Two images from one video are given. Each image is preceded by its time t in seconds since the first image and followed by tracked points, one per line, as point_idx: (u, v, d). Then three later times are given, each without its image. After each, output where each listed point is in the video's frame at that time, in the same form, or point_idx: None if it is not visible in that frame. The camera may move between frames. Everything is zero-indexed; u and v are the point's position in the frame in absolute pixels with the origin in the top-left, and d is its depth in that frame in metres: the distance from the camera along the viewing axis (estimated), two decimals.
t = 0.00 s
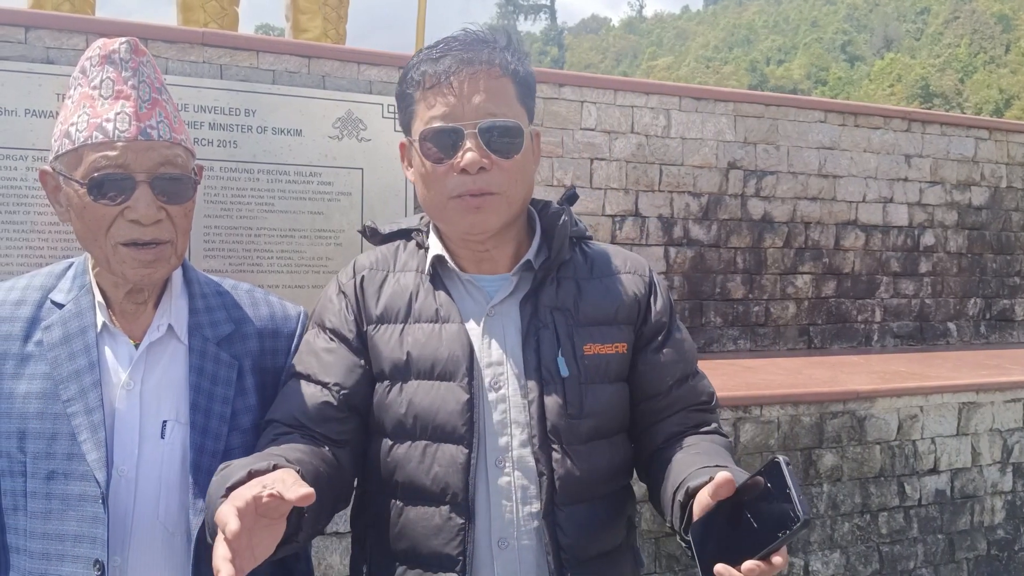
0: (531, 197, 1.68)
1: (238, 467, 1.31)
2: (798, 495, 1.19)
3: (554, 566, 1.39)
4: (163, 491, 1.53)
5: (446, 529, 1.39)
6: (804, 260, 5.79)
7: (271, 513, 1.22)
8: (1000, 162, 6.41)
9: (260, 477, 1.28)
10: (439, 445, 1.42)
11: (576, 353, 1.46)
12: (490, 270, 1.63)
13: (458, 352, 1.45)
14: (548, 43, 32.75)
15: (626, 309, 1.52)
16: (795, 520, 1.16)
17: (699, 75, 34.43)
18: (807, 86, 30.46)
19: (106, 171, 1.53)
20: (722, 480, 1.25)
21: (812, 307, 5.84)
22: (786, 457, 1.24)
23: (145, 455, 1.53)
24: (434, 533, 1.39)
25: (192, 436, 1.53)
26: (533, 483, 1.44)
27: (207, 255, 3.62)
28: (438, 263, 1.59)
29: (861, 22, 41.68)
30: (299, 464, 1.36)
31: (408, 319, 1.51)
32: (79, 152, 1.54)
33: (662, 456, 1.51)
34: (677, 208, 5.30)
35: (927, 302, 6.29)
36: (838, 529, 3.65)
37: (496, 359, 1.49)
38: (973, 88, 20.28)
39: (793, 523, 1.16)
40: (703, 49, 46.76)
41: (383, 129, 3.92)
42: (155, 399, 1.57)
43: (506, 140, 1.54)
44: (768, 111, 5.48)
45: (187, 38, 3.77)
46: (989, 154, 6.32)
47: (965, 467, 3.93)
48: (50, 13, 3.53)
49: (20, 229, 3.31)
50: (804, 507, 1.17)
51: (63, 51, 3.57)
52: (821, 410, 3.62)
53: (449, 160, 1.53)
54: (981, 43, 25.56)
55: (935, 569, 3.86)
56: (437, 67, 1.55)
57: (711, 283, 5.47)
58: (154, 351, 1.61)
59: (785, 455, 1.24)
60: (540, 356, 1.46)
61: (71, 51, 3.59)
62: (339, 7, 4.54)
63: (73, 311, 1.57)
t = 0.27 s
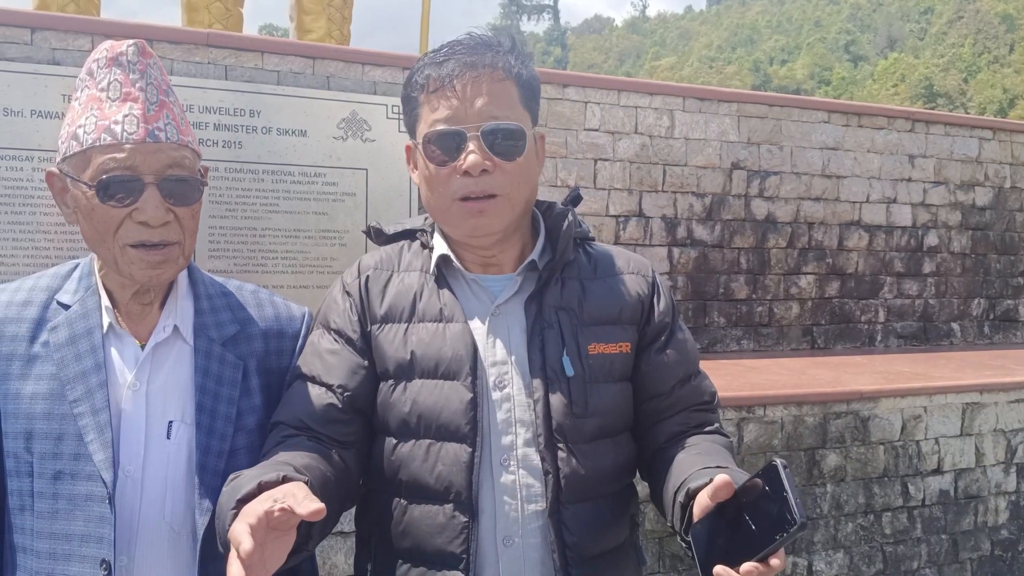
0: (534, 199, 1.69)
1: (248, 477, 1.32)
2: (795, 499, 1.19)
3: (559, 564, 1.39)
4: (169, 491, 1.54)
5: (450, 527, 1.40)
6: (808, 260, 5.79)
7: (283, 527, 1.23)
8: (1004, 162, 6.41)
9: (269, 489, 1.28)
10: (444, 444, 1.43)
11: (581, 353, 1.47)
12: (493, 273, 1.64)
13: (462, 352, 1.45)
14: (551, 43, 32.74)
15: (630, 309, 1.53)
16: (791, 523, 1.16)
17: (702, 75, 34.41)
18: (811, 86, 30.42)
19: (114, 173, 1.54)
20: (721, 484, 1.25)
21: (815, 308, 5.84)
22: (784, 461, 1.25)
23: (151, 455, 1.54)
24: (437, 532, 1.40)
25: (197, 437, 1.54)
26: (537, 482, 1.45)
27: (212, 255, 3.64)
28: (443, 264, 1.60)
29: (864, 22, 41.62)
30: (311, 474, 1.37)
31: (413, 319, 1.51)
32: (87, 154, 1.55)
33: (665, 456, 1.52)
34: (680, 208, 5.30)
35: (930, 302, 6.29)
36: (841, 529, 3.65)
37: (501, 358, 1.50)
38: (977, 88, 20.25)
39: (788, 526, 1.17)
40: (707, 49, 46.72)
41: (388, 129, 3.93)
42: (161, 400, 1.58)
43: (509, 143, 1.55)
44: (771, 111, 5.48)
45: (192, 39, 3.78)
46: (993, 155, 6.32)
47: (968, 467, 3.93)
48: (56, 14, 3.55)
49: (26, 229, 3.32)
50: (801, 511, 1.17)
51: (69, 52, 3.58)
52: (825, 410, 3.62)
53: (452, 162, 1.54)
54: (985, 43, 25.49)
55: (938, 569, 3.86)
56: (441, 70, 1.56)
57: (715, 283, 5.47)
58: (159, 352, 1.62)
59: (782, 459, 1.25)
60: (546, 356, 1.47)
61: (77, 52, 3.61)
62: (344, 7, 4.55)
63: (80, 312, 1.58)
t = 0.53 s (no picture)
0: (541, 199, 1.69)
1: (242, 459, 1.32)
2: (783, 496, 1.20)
3: (565, 560, 1.40)
4: (172, 489, 1.54)
5: (456, 523, 1.40)
6: (810, 260, 5.79)
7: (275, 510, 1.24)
8: (1007, 162, 6.40)
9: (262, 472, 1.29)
10: (450, 440, 1.43)
11: (586, 349, 1.48)
12: (500, 272, 1.64)
13: (469, 349, 1.46)
14: (554, 43, 32.72)
15: (636, 305, 1.54)
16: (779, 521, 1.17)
17: (705, 75, 34.41)
18: (813, 86, 30.39)
19: (117, 173, 1.55)
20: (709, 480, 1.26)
21: (818, 307, 5.84)
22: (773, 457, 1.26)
23: (154, 454, 1.55)
24: (443, 527, 1.41)
25: (200, 435, 1.55)
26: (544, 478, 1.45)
27: (214, 255, 3.65)
28: (450, 261, 1.61)
29: (867, 22, 41.55)
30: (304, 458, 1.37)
31: (421, 316, 1.52)
32: (89, 154, 1.56)
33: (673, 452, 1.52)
34: (683, 207, 5.30)
35: (933, 302, 6.29)
36: (843, 529, 3.65)
37: (507, 355, 1.50)
38: (980, 87, 20.21)
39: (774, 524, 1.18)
40: (709, 49, 46.69)
41: (390, 129, 3.94)
42: (164, 399, 1.59)
43: (517, 142, 1.55)
44: (774, 111, 5.48)
45: (195, 39, 3.79)
46: (996, 154, 6.31)
47: (971, 467, 3.93)
48: (59, 14, 3.56)
49: (29, 229, 3.33)
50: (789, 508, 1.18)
51: (72, 52, 3.59)
52: (827, 410, 3.62)
53: (461, 162, 1.55)
54: (988, 43, 25.43)
55: (941, 569, 3.86)
56: (449, 70, 1.57)
57: (717, 283, 5.47)
58: (162, 351, 1.63)
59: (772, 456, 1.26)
60: (552, 353, 1.48)
61: (81, 51, 3.61)
62: (346, 7, 4.55)
63: (83, 311, 1.59)
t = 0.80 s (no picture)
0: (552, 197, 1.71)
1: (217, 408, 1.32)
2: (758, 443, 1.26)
3: (575, 556, 1.40)
4: (173, 489, 1.54)
5: (464, 521, 1.40)
6: (812, 260, 5.79)
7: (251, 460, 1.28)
8: (1009, 162, 6.40)
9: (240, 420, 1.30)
10: (458, 438, 1.43)
11: (590, 345, 1.48)
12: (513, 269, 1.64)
13: (478, 348, 1.47)
14: (555, 42, 32.72)
15: (639, 298, 1.53)
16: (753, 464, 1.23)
17: (706, 75, 34.41)
18: (814, 86, 30.39)
19: (118, 173, 1.55)
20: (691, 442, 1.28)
21: (819, 307, 5.84)
22: (745, 407, 1.33)
23: (155, 454, 1.55)
24: (451, 525, 1.41)
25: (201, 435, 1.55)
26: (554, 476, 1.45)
27: (215, 255, 3.65)
28: (459, 261, 1.60)
29: (868, 22, 41.52)
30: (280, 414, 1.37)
31: (430, 315, 1.52)
32: (91, 154, 1.56)
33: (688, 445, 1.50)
34: (684, 207, 5.30)
35: (934, 302, 6.28)
36: (845, 529, 3.65)
37: (516, 353, 1.51)
38: (981, 87, 20.20)
39: (752, 468, 1.23)
40: (710, 49, 46.69)
41: (392, 129, 3.94)
42: (165, 399, 1.58)
43: (539, 141, 1.56)
44: (776, 111, 5.48)
45: (197, 38, 3.79)
46: (997, 154, 6.31)
47: (973, 467, 3.93)
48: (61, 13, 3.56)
49: (30, 228, 3.34)
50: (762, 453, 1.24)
51: (74, 51, 3.59)
52: (829, 410, 3.62)
53: (485, 159, 1.55)
54: (989, 43, 25.38)
55: (942, 569, 3.86)
56: (468, 69, 1.57)
57: (718, 283, 5.47)
58: (163, 350, 1.63)
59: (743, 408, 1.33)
60: (556, 351, 1.48)
61: (82, 51, 3.61)
62: (348, 6, 4.55)
63: (84, 310, 1.59)
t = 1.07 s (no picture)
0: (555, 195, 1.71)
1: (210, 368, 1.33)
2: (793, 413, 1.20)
3: (585, 552, 1.39)
4: (172, 488, 1.54)
5: (470, 521, 1.40)
6: (811, 259, 5.79)
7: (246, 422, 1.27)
8: (1008, 161, 6.40)
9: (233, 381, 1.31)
10: (464, 439, 1.43)
11: (592, 339, 1.48)
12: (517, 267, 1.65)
13: (482, 348, 1.47)
14: (554, 42, 32.71)
15: (640, 290, 1.53)
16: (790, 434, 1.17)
17: (706, 75, 34.42)
18: (813, 86, 30.41)
19: (116, 172, 1.55)
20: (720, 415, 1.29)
21: (819, 306, 5.84)
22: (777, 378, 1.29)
23: (154, 453, 1.54)
24: (458, 525, 1.41)
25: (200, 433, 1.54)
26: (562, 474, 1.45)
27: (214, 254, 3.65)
28: (461, 261, 1.60)
29: (867, 22, 41.54)
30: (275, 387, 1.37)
31: (433, 315, 1.52)
32: (88, 153, 1.56)
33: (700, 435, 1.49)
34: (683, 206, 5.30)
35: (933, 301, 6.28)
36: (844, 527, 3.66)
37: (521, 351, 1.50)
38: (980, 87, 20.21)
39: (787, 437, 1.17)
40: (710, 49, 46.71)
41: (391, 128, 3.94)
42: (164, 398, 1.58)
43: (545, 139, 1.56)
44: (775, 110, 5.48)
45: (196, 38, 3.79)
46: (996, 154, 6.32)
47: (972, 466, 3.93)
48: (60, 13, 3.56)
49: (29, 228, 3.33)
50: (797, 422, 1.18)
51: (73, 51, 3.59)
52: (828, 409, 3.62)
53: (490, 158, 1.54)
54: (989, 43, 25.34)
55: (941, 568, 3.86)
56: (472, 68, 1.57)
57: (717, 282, 5.47)
58: (162, 349, 1.63)
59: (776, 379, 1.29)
60: (558, 347, 1.48)
61: (81, 51, 3.61)
62: (347, 6, 4.56)
63: (82, 309, 1.59)
